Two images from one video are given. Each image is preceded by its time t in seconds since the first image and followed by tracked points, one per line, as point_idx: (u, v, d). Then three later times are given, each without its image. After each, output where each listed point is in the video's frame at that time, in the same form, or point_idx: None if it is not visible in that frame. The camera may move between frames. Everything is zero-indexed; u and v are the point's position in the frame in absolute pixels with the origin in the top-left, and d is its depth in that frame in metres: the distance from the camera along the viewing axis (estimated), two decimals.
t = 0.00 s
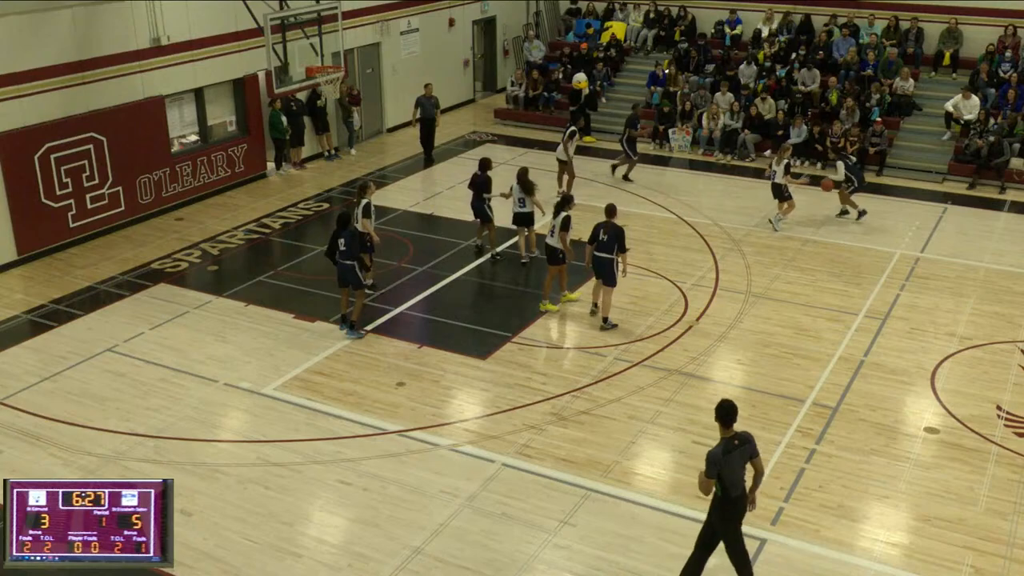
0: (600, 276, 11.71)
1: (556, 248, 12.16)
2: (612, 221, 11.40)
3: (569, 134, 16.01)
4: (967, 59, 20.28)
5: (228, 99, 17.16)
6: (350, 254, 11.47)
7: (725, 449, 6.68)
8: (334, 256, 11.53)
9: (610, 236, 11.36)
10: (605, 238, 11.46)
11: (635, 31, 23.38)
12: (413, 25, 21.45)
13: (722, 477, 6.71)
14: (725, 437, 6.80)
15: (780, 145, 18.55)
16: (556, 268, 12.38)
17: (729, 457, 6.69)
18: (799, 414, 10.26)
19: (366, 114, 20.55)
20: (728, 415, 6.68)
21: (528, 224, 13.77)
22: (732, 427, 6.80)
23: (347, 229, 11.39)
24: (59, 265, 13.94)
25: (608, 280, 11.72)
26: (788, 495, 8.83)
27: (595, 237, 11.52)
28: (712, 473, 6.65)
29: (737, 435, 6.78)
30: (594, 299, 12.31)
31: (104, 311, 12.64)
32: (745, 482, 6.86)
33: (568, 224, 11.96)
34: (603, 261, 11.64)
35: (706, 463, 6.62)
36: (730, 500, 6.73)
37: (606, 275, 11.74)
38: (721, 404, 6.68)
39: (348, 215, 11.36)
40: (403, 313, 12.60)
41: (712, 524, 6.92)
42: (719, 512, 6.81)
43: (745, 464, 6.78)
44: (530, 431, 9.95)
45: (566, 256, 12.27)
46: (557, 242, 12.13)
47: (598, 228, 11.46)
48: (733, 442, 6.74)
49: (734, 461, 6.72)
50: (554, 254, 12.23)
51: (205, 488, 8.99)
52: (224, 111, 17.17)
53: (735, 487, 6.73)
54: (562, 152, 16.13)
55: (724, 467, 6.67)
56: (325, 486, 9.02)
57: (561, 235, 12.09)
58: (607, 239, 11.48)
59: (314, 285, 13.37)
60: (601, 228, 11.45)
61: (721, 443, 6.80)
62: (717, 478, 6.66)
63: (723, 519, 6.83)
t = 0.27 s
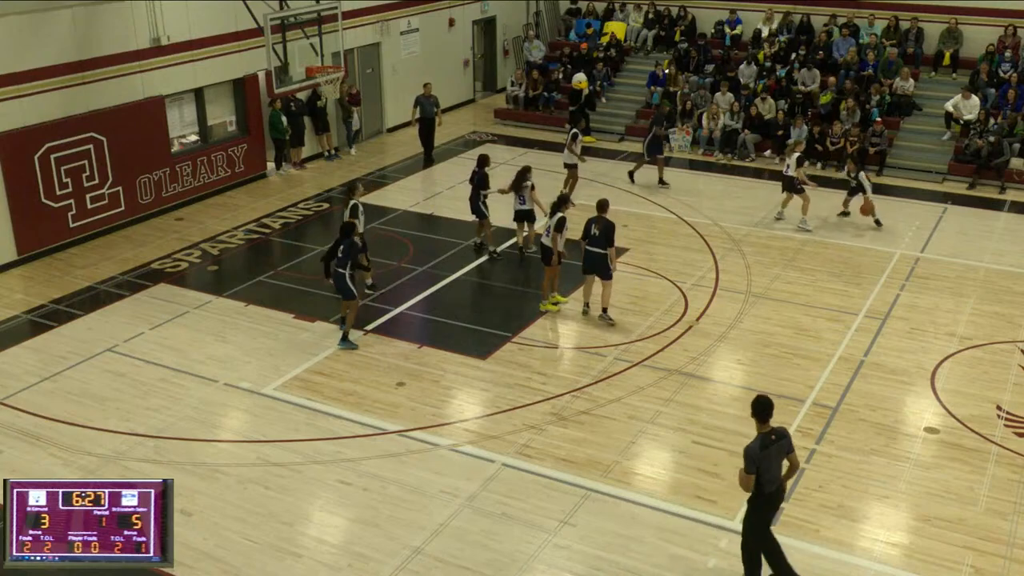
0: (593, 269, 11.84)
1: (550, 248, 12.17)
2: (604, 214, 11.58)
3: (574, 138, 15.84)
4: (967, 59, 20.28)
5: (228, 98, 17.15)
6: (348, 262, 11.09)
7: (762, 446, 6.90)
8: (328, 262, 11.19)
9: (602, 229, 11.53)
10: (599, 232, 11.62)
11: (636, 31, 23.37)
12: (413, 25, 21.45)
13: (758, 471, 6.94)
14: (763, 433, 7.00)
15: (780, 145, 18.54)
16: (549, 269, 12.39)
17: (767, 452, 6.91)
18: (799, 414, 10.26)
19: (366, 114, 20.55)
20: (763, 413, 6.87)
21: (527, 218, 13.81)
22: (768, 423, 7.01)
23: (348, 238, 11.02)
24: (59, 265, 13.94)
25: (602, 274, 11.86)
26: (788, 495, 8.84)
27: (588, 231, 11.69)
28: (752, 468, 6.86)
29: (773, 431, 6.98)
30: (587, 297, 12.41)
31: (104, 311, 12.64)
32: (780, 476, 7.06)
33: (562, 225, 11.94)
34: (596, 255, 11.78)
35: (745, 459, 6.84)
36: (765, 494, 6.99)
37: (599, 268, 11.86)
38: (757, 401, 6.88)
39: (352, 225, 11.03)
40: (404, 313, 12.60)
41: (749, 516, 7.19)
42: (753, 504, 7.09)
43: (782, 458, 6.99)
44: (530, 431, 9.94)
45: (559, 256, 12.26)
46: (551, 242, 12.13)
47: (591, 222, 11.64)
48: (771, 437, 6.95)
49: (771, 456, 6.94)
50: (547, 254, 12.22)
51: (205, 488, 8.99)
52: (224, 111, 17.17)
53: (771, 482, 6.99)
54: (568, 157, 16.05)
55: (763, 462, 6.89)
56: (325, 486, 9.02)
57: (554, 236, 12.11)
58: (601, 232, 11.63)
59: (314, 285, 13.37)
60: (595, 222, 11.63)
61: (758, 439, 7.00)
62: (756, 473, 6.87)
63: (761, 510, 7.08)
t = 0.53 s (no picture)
0: (587, 265, 11.98)
1: (549, 247, 12.14)
2: (601, 210, 11.76)
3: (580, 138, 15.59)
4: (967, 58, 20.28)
5: (228, 98, 17.15)
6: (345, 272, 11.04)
7: (803, 442, 6.88)
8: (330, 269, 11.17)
9: (597, 226, 11.73)
10: (595, 227, 11.79)
11: (636, 32, 23.36)
12: (413, 25, 21.45)
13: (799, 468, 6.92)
14: (800, 429, 6.99)
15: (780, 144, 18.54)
16: (549, 268, 12.37)
17: (807, 448, 6.89)
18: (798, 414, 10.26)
19: (366, 114, 20.56)
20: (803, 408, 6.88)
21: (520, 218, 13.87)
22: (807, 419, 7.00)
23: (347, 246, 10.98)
24: (59, 265, 13.94)
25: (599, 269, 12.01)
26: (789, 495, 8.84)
27: (585, 227, 11.84)
28: (792, 465, 6.85)
29: (811, 426, 6.98)
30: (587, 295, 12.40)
31: (104, 311, 12.64)
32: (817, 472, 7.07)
33: (560, 223, 11.94)
34: (591, 251, 11.93)
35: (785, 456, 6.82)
36: (804, 490, 6.99)
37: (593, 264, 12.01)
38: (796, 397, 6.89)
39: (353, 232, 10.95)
40: (404, 313, 12.60)
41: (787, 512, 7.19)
42: (792, 500, 7.07)
43: (821, 454, 6.98)
44: (530, 431, 9.95)
45: (559, 255, 12.26)
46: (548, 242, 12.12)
47: (589, 218, 11.80)
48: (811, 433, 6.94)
49: (811, 452, 6.92)
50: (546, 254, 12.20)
51: (205, 488, 8.99)
52: (224, 111, 17.17)
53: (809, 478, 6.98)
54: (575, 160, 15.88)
55: (803, 459, 6.89)
56: (325, 486, 9.02)
57: (553, 235, 12.11)
58: (598, 228, 11.79)
59: (314, 284, 13.37)
60: (592, 217, 11.78)
61: (796, 435, 6.99)
62: (797, 470, 6.87)
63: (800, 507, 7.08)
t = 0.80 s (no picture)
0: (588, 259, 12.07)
1: (549, 245, 12.15)
2: (601, 206, 11.75)
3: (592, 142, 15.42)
4: (966, 59, 20.28)
5: (228, 98, 17.15)
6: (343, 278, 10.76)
7: (839, 440, 6.85)
8: (328, 275, 10.89)
9: (597, 222, 11.69)
10: (595, 223, 11.77)
11: (636, 32, 23.36)
12: (413, 25, 21.45)
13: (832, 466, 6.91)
14: (835, 426, 6.96)
15: (780, 144, 18.54)
16: (549, 265, 12.39)
17: (842, 446, 6.87)
18: (799, 414, 10.27)
19: (366, 114, 20.58)
20: (838, 406, 6.83)
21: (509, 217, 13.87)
22: (841, 417, 6.97)
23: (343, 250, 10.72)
24: (59, 265, 13.95)
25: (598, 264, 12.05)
26: (789, 495, 8.84)
27: (586, 224, 11.83)
28: (827, 463, 6.83)
29: (845, 424, 6.95)
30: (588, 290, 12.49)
31: (104, 311, 12.64)
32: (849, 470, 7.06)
33: (559, 220, 11.94)
34: (592, 246, 11.99)
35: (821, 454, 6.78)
36: (837, 488, 7.01)
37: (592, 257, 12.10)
38: (830, 395, 6.84)
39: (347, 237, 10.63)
40: (404, 313, 12.59)
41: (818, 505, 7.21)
42: (824, 497, 7.09)
43: (854, 451, 6.97)
44: (530, 431, 9.95)
45: (559, 252, 12.26)
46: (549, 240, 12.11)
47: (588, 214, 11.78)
48: (847, 430, 6.91)
49: (846, 450, 6.91)
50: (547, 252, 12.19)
51: (204, 488, 8.99)
52: (224, 111, 17.17)
53: (840, 477, 6.99)
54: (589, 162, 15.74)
55: (837, 457, 6.87)
56: (325, 486, 9.02)
57: (552, 232, 12.08)
58: (597, 224, 11.79)
59: (314, 284, 13.37)
60: (592, 214, 11.77)
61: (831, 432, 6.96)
62: (831, 467, 6.85)
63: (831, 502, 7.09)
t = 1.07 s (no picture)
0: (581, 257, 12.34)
1: (545, 244, 12.39)
2: (594, 205, 11.97)
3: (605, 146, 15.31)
4: (957, 63, 20.50)
5: (233, 102, 17.39)
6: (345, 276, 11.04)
7: (860, 441, 6.97)
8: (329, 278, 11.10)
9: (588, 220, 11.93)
10: (587, 222, 12.00)
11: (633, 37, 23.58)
12: (415, 31, 21.70)
13: (855, 465, 7.05)
14: (859, 426, 7.08)
15: (774, 148, 18.76)
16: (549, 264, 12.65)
17: (864, 447, 6.99)
18: (793, 412, 10.50)
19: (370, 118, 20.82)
20: (859, 408, 6.94)
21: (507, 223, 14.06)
22: (865, 417, 7.07)
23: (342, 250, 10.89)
24: (68, 266, 14.20)
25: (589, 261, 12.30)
26: (783, 491, 9.08)
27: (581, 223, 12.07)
28: (848, 463, 6.99)
29: (869, 425, 7.05)
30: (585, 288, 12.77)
31: (113, 311, 12.89)
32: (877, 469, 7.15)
33: (555, 220, 12.21)
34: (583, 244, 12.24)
35: (842, 454, 6.96)
36: (862, 487, 7.13)
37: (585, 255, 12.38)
38: (850, 396, 6.96)
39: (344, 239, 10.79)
40: (406, 313, 12.84)
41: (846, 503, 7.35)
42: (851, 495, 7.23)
43: (878, 452, 7.07)
44: (530, 428, 10.19)
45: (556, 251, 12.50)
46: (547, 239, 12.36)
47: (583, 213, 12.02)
48: (870, 431, 7.01)
49: (869, 451, 7.02)
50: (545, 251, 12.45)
51: (212, 484, 9.24)
52: (230, 114, 17.41)
53: (866, 477, 7.10)
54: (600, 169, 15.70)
55: (859, 458, 7.01)
56: (330, 482, 9.26)
57: (548, 232, 12.34)
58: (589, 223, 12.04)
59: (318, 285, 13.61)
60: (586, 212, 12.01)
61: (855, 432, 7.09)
62: (852, 467, 7.00)
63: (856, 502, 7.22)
